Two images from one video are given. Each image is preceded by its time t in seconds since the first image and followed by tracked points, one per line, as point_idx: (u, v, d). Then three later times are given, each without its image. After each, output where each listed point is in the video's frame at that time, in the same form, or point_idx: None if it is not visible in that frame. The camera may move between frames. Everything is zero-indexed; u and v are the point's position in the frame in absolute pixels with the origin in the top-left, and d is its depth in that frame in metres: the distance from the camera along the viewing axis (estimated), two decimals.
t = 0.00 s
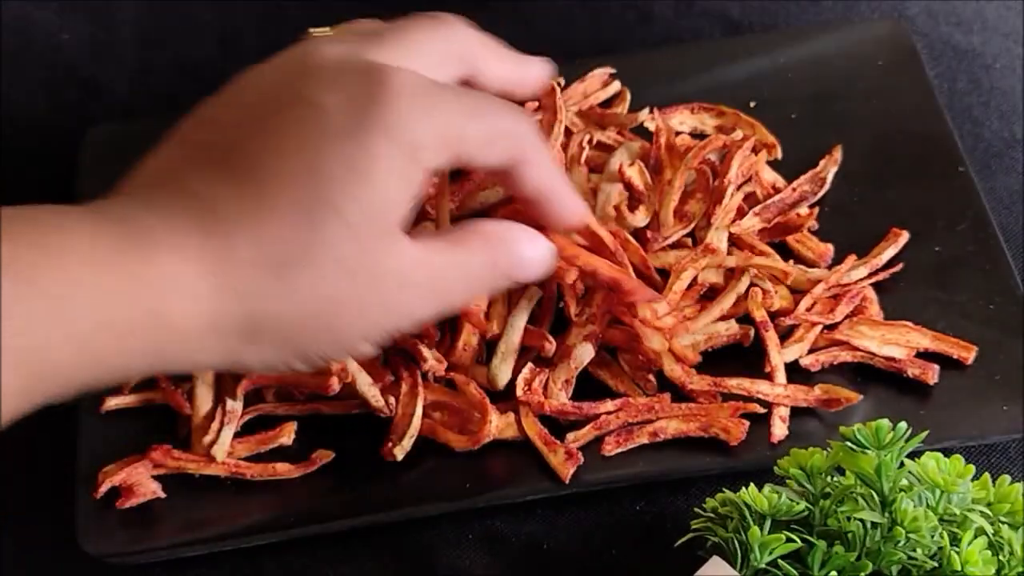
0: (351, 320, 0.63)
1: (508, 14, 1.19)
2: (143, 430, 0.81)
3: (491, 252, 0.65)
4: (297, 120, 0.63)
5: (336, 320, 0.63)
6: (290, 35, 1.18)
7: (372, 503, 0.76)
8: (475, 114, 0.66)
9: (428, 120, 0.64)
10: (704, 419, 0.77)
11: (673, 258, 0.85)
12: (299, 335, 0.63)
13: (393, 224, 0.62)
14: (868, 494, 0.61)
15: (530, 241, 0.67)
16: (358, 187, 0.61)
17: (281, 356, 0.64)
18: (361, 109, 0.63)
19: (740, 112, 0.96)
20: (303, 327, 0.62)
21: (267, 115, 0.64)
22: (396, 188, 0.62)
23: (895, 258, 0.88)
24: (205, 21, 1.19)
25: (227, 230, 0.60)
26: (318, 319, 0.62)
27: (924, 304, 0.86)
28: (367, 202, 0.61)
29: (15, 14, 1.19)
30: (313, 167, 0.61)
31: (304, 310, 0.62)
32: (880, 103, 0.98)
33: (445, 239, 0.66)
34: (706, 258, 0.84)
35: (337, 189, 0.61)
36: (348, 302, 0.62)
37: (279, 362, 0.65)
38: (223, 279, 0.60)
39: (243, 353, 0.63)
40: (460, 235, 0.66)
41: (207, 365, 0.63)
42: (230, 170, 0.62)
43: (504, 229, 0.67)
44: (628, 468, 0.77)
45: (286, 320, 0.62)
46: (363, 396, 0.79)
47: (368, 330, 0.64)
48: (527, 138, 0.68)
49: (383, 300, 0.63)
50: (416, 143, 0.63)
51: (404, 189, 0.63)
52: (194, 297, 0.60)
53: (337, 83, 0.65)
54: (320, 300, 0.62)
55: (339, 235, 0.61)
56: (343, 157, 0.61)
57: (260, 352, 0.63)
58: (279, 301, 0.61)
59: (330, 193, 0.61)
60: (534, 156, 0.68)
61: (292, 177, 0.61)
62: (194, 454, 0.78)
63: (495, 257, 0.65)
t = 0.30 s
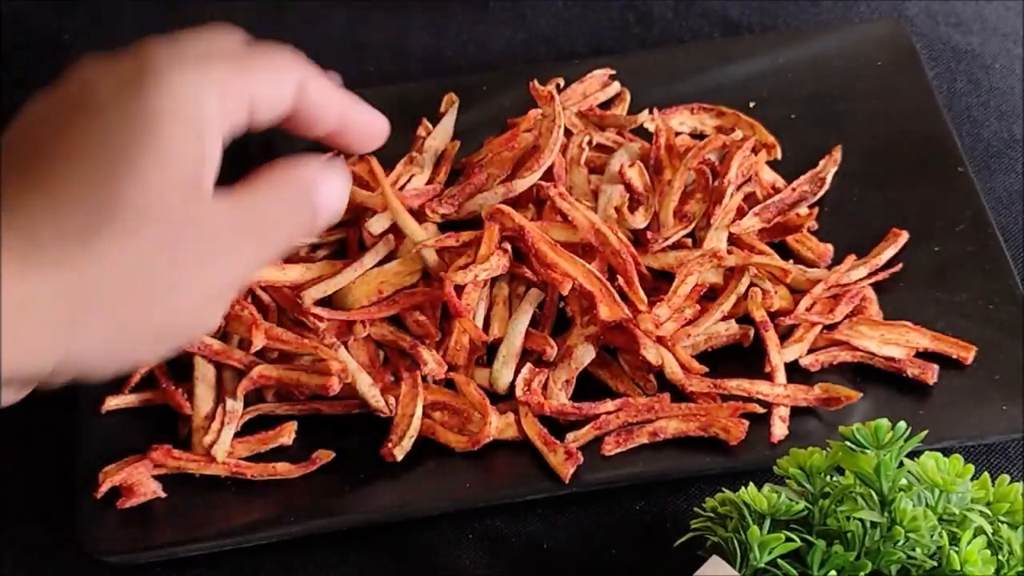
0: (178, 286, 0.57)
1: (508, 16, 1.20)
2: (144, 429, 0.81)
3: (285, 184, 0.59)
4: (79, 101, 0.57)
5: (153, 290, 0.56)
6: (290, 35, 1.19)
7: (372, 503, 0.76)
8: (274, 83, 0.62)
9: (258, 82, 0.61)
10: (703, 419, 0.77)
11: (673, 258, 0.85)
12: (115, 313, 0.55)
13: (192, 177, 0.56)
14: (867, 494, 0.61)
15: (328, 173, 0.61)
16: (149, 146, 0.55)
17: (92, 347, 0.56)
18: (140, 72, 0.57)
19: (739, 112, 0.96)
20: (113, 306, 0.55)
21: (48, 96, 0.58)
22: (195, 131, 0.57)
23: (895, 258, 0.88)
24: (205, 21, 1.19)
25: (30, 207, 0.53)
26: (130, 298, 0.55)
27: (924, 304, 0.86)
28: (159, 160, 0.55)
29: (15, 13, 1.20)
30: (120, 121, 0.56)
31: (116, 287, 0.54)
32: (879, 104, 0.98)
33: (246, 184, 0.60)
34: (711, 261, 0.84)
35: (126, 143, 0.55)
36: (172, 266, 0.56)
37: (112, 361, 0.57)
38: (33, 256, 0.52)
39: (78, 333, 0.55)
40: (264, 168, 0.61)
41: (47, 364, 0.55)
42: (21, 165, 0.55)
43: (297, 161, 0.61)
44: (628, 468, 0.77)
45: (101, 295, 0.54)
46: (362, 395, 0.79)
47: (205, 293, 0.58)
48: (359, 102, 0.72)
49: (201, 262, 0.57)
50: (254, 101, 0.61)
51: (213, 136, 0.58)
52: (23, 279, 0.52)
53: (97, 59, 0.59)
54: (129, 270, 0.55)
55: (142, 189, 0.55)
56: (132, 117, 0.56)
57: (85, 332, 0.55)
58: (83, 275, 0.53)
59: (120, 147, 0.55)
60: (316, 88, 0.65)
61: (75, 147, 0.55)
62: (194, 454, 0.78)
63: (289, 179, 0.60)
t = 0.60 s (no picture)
0: (195, 205, 0.60)
1: (508, 16, 1.20)
2: (144, 429, 0.81)
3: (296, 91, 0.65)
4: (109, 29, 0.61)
5: (178, 198, 0.59)
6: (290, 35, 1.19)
7: (372, 502, 0.76)
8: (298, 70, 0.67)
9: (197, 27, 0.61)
10: (703, 419, 0.77)
11: (673, 258, 0.86)
12: (140, 224, 0.58)
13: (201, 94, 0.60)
14: (867, 494, 0.61)
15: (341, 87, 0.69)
16: (149, 59, 0.59)
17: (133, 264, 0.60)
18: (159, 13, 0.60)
19: (739, 112, 0.96)
20: (140, 206, 0.58)
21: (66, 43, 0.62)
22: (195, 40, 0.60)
23: (895, 258, 0.88)
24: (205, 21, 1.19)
25: (44, 127, 0.57)
26: (162, 200, 0.59)
27: (924, 304, 0.86)
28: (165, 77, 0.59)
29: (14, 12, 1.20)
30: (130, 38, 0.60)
31: (137, 198, 0.58)
32: (879, 104, 0.98)
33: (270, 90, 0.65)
34: (713, 262, 0.84)
35: (134, 62, 0.59)
36: (184, 167, 0.59)
37: (143, 279, 0.61)
38: (37, 179, 0.55)
39: (86, 260, 0.58)
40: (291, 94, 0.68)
41: (61, 282, 0.58)
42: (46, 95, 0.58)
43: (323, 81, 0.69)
44: (628, 468, 0.77)
45: (120, 211, 0.57)
46: (361, 400, 0.79)
47: (220, 218, 0.61)
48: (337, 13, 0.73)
49: (221, 164, 0.60)
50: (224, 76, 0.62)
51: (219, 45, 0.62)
52: (42, 202, 0.55)
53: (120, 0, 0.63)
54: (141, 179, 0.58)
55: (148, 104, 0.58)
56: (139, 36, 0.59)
57: (132, 253, 0.59)
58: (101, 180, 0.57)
59: (128, 72, 0.58)
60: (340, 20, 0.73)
61: (94, 74, 0.58)
62: (194, 454, 0.78)
63: (300, 106, 0.64)
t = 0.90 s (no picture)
0: (187, 223, 0.62)
1: (508, 16, 1.20)
2: (144, 429, 0.81)
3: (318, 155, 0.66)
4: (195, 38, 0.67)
5: (166, 211, 0.62)
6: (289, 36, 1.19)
7: (372, 502, 0.76)
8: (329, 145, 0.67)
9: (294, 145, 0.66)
10: (703, 419, 0.77)
11: (673, 257, 0.86)
12: (133, 235, 0.61)
13: (214, 118, 0.64)
14: (867, 494, 0.61)
15: (369, 152, 0.69)
16: (183, 79, 0.64)
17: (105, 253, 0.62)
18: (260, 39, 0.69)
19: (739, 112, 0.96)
20: (130, 214, 0.61)
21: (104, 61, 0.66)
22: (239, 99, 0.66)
23: (895, 258, 0.88)
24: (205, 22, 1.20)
25: (64, 128, 0.62)
26: (149, 206, 0.61)
27: (924, 304, 0.86)
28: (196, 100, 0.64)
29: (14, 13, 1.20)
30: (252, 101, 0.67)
31: (132, 198, 0.61)
32: (879, 104, 0.98)
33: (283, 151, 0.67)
34: (713, 262, 0.84)
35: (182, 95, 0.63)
36: (188, 189, 0.62)
37: (119, 272, 0.63)
38: (52, 173, 0.60)
39: (79, 256, 0.61)
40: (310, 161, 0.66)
41: (54, 275, 0.62)
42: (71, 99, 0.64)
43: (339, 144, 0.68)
44: (629, 468, 0.77)
45: (114, 212, 0.60)
46: (361, 400, 0.79)
47: (211, 235, 0.63)
48: (367, 92, 0.75)
49: (210, 198, 0.62)
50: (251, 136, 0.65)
51: (249, 92, 0.66)
52: (42, 192, 0.60)
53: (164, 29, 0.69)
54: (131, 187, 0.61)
55: (159, 117, 0.62)
56: (169, 61, 0.65)
57: (126, 261, 0.62)
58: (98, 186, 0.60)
59: (160, 87, 0.63)
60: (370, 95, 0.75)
61: (117, 90, 0.63)
62: (194, 454, 0.78)
63: (329, 163, 0.66)
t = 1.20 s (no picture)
0: (244, 334, 0.62)
1: (508, 16, 1.20)
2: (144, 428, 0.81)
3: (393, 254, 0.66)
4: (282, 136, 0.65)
5: (223, 334, 0.61)
6: (290, 36, 1.19)
7: (372, 502, 0.76)
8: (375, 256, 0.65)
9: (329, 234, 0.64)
10: (702, 419, 0.77)
11: (673, 257, 0.85)
12: (186, 348, 0.61)
13: (288, 241, 0.63)
14: (867, 494, 0.61)
15: (457, 265, 0.67)
16: (260, 199, 0.61)
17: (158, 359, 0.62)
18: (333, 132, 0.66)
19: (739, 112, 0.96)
20: (184, 329, 0.61)
21: (194, 139, 0.65)
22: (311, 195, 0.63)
23: (895, 258, 0.88)
24: (205, 22, 1.20)
25: (120, 234, 0.59)
26: (210, 321, 0.61)
27: (924, 304, 0.86)
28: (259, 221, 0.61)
29: (14, 13, 1.20)
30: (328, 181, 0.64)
31: (191, 317, 0.60)
32: (879, 104, 0.98)
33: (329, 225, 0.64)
34: (718, 267, 0.84)
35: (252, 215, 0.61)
36: (262, 309, 0.61)
37: (163, 375, 0.63)
38: (112, 272, 0.59)
39: (125, 360, 0.61)
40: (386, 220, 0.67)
41: (97, 372, 0.62)
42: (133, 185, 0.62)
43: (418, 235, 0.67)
44: (628, 468, 0.77)
45: (171, 324, 0.60)
46: (359, 403, 0.79)
47: (266, 356, 0.63)
48: (449, 185, 0.71)
49: (277, 313, 0.62)
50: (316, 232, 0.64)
51: (321, 207, 0.64)
52: (100, 299, 0.59)
53: (247, 118, 0.66)
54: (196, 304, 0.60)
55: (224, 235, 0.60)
56: (252, 172, 0.62)
57: (174, 366, 0.62)
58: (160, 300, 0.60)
59: (233, 193, 0.61)
60: (462, 200, 0.72)
61: (188, 186, 0.61)
62: (191, 454, 0.78)
63: (399, 279, 0.64)
